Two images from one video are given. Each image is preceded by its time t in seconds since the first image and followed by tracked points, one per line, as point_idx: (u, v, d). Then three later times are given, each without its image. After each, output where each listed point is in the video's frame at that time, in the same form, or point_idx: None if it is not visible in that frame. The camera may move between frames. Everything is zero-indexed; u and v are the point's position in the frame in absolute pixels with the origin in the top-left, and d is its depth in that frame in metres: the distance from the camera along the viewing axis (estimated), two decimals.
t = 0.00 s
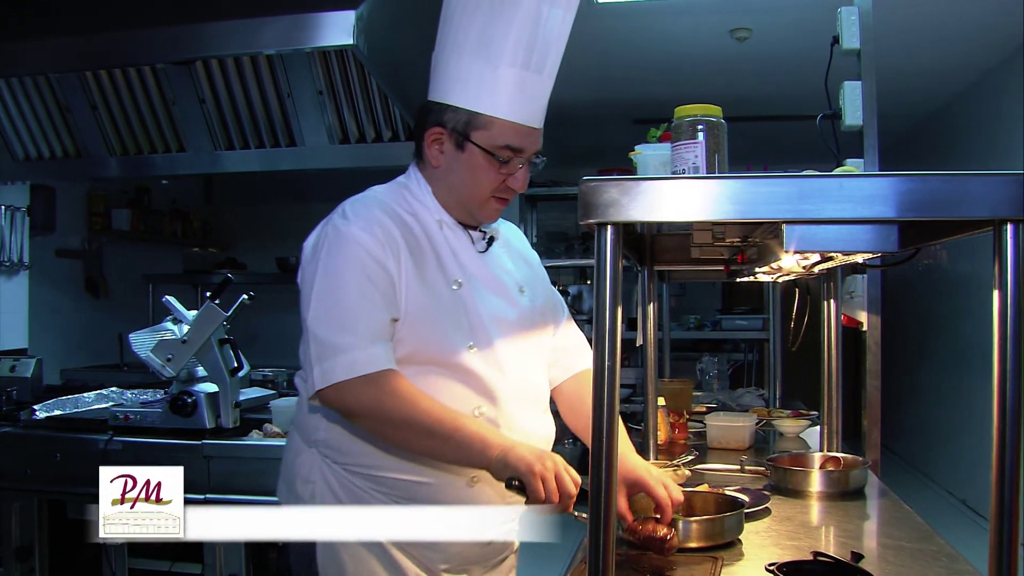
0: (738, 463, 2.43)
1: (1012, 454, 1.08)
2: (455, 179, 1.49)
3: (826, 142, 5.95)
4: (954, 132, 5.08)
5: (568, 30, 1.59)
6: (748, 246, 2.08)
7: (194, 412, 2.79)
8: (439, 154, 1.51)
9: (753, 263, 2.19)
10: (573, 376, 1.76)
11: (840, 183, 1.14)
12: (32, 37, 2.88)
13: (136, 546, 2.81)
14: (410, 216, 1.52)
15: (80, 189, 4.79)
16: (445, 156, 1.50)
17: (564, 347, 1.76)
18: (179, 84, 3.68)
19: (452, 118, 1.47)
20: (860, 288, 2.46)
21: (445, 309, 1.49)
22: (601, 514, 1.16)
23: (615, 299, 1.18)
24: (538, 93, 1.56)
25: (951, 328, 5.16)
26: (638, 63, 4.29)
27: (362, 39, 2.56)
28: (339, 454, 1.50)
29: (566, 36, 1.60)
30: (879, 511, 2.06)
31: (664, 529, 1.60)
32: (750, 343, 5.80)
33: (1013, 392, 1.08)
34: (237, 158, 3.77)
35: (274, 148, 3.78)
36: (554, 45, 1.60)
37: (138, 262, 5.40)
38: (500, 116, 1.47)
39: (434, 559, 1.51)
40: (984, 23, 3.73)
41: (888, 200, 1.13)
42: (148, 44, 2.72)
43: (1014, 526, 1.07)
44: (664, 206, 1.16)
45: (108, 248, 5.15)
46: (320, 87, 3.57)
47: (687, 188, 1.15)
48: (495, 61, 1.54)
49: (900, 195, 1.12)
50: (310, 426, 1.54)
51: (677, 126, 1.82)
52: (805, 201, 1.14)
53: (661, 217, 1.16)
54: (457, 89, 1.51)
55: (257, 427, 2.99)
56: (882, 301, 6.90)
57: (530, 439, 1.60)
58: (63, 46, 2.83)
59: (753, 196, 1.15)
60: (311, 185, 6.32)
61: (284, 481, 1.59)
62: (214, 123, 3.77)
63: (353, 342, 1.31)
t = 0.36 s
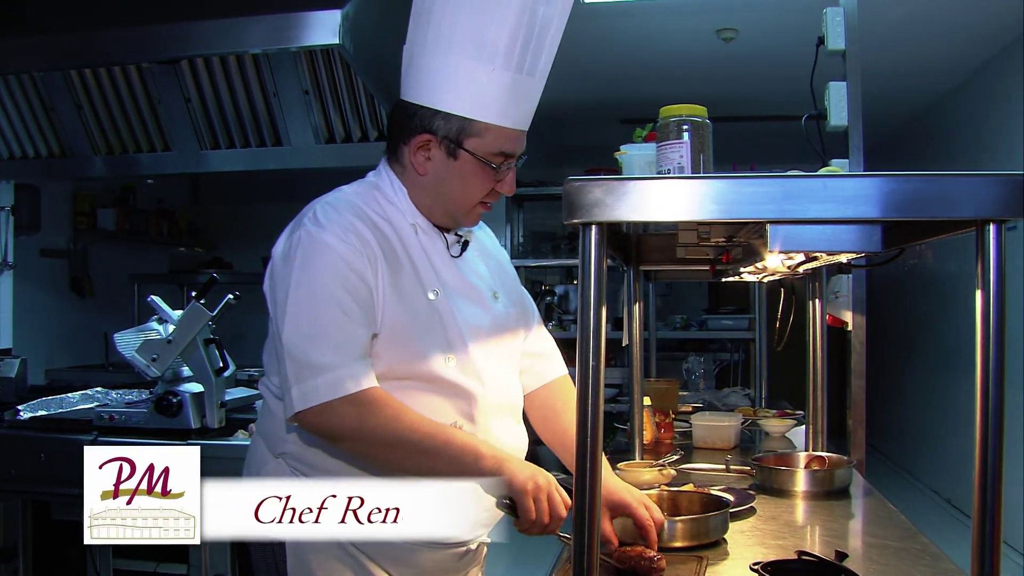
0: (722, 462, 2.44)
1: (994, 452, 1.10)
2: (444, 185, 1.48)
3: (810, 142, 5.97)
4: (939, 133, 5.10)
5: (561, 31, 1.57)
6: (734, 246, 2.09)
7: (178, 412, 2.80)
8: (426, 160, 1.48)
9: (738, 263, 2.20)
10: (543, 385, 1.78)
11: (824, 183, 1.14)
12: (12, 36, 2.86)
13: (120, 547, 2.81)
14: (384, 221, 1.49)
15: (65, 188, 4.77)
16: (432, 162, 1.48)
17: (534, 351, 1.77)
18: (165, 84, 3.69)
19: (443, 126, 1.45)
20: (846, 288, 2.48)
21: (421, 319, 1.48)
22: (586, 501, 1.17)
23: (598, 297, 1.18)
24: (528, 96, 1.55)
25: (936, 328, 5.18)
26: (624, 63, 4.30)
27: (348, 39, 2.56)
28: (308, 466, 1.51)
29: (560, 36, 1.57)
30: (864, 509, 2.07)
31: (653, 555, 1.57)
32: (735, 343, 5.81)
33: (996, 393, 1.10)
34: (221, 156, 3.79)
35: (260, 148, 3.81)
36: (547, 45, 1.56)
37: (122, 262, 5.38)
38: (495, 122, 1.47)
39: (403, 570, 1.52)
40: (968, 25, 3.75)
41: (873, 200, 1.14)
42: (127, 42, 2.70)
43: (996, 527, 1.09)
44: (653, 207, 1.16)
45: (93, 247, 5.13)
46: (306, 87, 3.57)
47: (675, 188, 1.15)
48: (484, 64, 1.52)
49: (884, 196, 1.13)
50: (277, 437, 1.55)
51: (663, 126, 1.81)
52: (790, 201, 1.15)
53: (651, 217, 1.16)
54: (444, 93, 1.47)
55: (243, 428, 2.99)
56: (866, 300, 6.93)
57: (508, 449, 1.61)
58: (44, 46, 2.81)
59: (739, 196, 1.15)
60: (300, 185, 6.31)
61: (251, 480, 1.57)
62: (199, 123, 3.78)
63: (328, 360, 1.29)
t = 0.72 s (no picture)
0: (710, 461, 2.45)
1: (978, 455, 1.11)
2: (436, 180, 1.46)
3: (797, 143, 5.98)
4: (925, 134, 5.12)
5: (531, 17, 1.58)
6: (720, 246, 2.09)
7: (165, 412, 2.80)
8: (417, 158, 1.46)
9: (725, 263, 2.20)
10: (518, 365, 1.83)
11: (808, 183, 1.14)
12: None
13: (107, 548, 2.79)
14: (382, 215, 1.46)
15: (52, 187, 4.77)
16: (424, 159, 1.46)
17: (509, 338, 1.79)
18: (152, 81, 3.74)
19: (432, 122, 1.43)
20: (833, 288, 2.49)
21: (428, 310, 1.47)
22: (572, 500, 1.16)
23: (585, 297, 1.19)
24: (507, 85, 1.54)
25: (923, 328, 5.21)
26: (613, 63, 4.31)
27: (335, 38, 2.57)
28: (322, 465, 1.46)
29: (530, 25, 1.58)
30: (850, 509, 2.07)
31: (638, 554, 1.59)
32: (723, 343, 5.83)
33: (981, 396, 1.11)
34: (211, 157, 3.84)
35: (248, 147, 3.84)
36: (519, 33, 1.57)
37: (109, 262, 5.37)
38: (481, 113, 1.45)
39: (416, 561, 1.52)
40: (954, 26, 3.77)
41: (857, 200, 1.14)
42: (112, 41, 2.71)
43: (980, 535, 1.10)
44: (639, 205, 1.17)
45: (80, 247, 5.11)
46: (294, 86, 3.63)
47: (662, 187, 1.16)
48: (461, 58, 1.51)
49: (870, 195, 1.13)
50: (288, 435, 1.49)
51: (649, 126, 1.81)
52: (774, 201, 1.15)
53: (638, 217, 1.16)
54: (427, 89, 1.45)
55: (230, 428, 3.00)
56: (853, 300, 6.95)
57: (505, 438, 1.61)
58: (29, 45, 2.80)
59: (724, 196, 1.16)
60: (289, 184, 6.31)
61: (259, 479, 1.52)
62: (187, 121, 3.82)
63: (364, 359, 1.26)
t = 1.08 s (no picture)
0: (698, 461, 2.46)
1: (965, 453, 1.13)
2: (455, 184, 1.49)
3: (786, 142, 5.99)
4: (913, 134, 5.13)
5: (548, 39, 1.63)
6: (709, 246, 2.10)
7: (153, 412, 2.80)
8: (437, 162, 1.49)
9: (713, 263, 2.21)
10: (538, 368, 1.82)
11: (796, 183, 1.15)
12: None
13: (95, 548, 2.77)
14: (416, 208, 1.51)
15: (40, 186, 4.75)
16: (444, 164, 1.48)
17: (526, 339, 1.80)
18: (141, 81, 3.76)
19: (451, 128, 1.46)
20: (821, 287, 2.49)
21: (458, 301, 1.51)
22: (560, 498, 1.16)
23: (572, 297, 1.18)
24: (523, 100, 1.59)
25: (911, 328, 5.22)
26: (602, 63, 4.31)
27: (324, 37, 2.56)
28: (340, 449, 1.47)
29: (546, 45, 1.63)
30: (838, 508, 2.08)
31: (626, 554, 1.58)
32: (712, 343, 5.83)
33: (967, 392, 1.12)
34: (200, 157, 3.88)
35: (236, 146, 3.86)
36: (537, 53, 1.62)
37: (96, 261, 5.35)
38: (498, 124, 1.48)
39: (425, 545, 1.51)
40: (943, 26, 3.77)
41: (846, 200, 1.14)
42: (100, 39, 2.71)
43: (967, 534, 1.11)
44: (630, 206, 1.17)
45: (68, 247, 5.09)
46: (283, 86, 3.65)
47: (651, 187, 1.15)
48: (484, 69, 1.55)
49: (858, 195, 1.13)
50: (299, 424, 1.50)
51: (636, 126, 1.80)
52: (762, 200, 1.15)
53: (629, 217, 1.17)
54: (451, 97, 1.47)
55: (218, 428, 3.00)
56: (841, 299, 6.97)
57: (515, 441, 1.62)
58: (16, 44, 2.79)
59: (711, 195, 1.15)
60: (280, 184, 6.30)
61: (264, 479, 1.55)
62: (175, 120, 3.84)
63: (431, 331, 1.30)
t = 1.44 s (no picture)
0: (688, 460, 2.46)
1: (953, 454, 1.13)
2: (456, 186, 1.50)
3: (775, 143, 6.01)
4: (903, 134, 5.14)
5: (551, 49, 1.64)
6: (699, 245, 2.10)
7: (143, 412, 2.80)
8: (440, 164, 1.50)
9: (703, 263, 2.23)
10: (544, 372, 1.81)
11: (785, 183, 1.15)
12: None
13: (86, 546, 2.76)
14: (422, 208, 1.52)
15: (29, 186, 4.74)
16: (446, 166, 1.50)
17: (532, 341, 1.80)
18: (131, 80, 3.76)
19: (453, 130, 1.48)
20: (810, 287, 2.50)
21: (458, 300, 1.50)
22: (548, 501, 1.16)
23: (562, 298, 1.18)
24: (526, 109, 1.58)
25: (901, 327, 5.23)
26: (592, 63, 4.31)
27: (315, 37, 2.58)
28: (337, 439, 1.48)
29: (549, 55, 1.64)
30: (827, 508, 2.08)
31: (615, 554, 1.58)
32: (702, 342, 5.84)
33: (955, 392, 1.12)
34: (188, 156, 3.86)
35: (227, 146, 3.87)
36: (539, 64, 1.63)
37: (86, 260, 5.33)
38: (498, 127, 1.49)
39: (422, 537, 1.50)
40: (934, 26, 3.78)
41: (835, 201, 1.15)
42: (85, 37, 2.70)
43: (955, 534, 1.11)
44: (619, 205, 1.17)
45: (57, 247, 5.08)
46: (273, 85, 3.67)
47: (641, 186, 1.15)
48: (487, 78, 1.55)
49: (847, 195, 1.14)
50: (303, 414, 1.51)
51: (625, 126, 1.80)
52: (751, 200, 1.15)
53: (617, 216, 1.16)
54: (455, 104, 1.51)
55: (208, 427, 3.01)
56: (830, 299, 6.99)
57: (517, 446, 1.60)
58: (3, 42, 2.78)
59: (700, 195, 1.15)
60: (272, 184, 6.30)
61: (269, 479, 1.57)
62: (166, 120, 3.83)
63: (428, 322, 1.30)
